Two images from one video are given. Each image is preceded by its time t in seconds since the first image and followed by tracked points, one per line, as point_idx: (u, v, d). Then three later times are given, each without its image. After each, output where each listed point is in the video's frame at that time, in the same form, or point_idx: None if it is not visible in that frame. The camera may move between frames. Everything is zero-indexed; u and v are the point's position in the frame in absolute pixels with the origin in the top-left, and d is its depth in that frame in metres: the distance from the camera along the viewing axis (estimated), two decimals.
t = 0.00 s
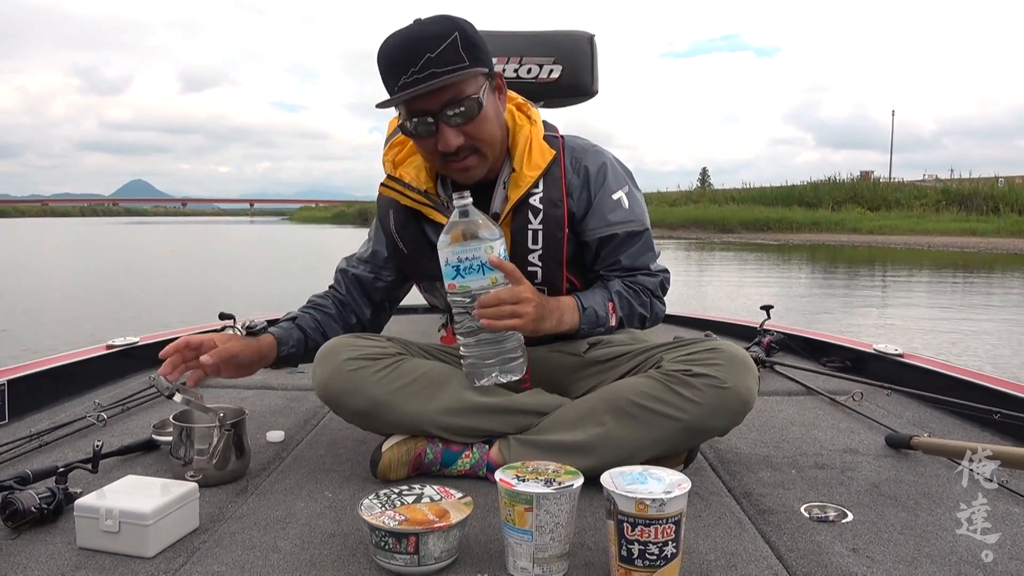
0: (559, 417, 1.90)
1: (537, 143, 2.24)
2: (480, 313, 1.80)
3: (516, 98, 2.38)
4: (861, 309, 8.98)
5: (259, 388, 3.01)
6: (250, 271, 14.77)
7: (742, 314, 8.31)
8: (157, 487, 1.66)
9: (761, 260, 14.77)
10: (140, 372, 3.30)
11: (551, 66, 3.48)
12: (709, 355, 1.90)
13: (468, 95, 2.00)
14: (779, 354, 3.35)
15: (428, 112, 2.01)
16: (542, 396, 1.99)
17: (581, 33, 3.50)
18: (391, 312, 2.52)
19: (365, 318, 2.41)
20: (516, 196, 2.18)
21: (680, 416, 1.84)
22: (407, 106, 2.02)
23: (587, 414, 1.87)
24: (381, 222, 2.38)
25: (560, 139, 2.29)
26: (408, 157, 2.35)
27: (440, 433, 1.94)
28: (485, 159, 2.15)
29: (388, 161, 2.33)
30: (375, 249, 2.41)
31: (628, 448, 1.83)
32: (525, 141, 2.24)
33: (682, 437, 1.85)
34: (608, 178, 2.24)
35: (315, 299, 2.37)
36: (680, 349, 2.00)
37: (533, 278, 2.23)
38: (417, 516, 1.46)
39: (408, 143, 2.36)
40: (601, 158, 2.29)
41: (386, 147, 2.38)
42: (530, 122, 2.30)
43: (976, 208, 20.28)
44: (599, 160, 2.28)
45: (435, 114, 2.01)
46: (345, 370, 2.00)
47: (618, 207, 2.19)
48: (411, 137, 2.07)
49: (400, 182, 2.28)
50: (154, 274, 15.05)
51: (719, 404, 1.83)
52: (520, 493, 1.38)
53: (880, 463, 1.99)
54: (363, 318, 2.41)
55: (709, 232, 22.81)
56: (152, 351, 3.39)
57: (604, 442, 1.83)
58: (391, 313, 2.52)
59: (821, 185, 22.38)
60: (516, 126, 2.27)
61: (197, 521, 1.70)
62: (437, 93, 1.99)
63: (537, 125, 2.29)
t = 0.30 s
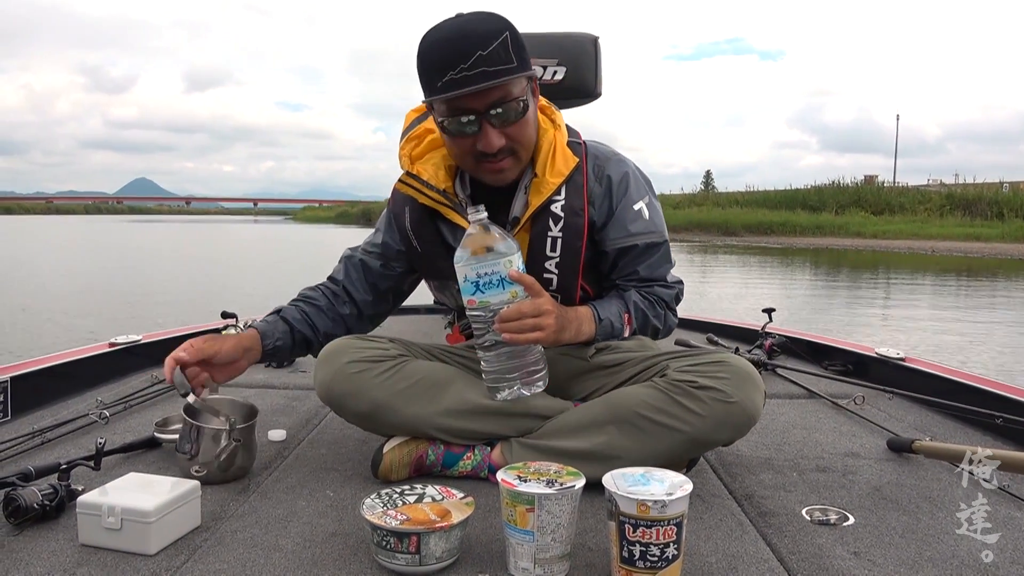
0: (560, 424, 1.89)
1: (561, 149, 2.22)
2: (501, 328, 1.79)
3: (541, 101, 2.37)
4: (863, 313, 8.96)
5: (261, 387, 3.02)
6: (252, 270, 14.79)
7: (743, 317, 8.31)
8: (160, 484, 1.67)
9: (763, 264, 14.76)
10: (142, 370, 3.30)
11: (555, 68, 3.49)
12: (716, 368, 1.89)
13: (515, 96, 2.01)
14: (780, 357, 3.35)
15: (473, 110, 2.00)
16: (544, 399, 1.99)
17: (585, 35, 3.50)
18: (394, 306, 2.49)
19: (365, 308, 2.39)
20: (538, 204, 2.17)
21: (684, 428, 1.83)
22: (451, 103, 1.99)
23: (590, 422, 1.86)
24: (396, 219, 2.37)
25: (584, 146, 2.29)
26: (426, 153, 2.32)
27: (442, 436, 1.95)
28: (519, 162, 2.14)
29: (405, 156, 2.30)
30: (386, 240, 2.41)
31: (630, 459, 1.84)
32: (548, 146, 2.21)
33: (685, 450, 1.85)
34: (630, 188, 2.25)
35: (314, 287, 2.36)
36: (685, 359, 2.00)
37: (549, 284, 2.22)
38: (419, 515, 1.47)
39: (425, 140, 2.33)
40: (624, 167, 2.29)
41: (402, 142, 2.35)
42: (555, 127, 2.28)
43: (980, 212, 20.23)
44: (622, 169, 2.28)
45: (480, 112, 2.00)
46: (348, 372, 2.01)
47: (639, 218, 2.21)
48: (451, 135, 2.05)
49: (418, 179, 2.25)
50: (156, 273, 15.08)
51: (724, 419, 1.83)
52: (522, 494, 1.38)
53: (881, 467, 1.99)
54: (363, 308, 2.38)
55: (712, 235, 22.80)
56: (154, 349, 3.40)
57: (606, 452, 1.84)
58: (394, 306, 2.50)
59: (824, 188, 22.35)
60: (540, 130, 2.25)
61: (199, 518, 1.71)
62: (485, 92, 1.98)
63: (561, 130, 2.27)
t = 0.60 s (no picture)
0: (563, 423, 1.89)
1: (589, 149, 2.25)
2: (521, 328, 1.78)
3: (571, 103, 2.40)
4: (865, 314, 8.94)
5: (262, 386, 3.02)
6: (253, 270, 14.80)
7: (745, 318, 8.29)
8: (162, 483, 1.67)
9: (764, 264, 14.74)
10: (144, 369, 3.31)
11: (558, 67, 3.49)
12: (719, 369, 1.89)
13: (564, 93, 2.01)
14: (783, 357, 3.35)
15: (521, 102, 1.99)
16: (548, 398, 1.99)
17: (588, 35, 3.50)
18: (405, 297, 2.49)
19: (381, 296, 2.38)
20: (564, 200, 2.18)
21: (686, 428, 1.83)
22: (499, 94, 1.98)
23: (593, 421, 1.86)
24: (418, 208, 2.37)
25: (611, 149, 2.31)
26: (452, 144, 2.33)
27: (443, 434, 1.95)
28: (554, 158, 2.15)
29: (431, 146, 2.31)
30: (406, 228, 2.41)
31: (633, 458, 1.84)
32: (577, 146, 2.24)
33: (687, 450, 1.85)
34: (651, 193, 2.26)
35: (331, 271, 2.35)
36: (689, 358, 2.00)
37: (565, 281, 2.21)
38: (421, 515, 1.46)
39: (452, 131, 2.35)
40: (647, 173, 2.31)
41: (430, 133, 2.37)
42: (583, 128, 2.32)
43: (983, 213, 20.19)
44: (645, 175, 2.30)
45: (528, 105, 2.00)
46: (351, 367, 2.00)
47: (658, 223, 2.21)
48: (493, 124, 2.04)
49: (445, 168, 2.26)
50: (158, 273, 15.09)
51: (727, 420, 1.83)
52: (525, 493, 1.38)
53: (884, 467, 1.99)
54: (379, 296, 2.38)
55: (714, 236, 22.77)
56: (155, 349, 3.40)
57: (608, 452, 1.84)
58: (407, 296, 2.49)
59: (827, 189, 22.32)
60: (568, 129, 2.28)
61: (202, 517, 1.71)
62: (535, 86, 1.98)
63: (590, 131, 2.30)
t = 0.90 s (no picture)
0: (566, 422, 1.89)
1: (605, 150, 2.28)
2: (530, 321, 1.79)
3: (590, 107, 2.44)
4: (867, 316, 8.94)
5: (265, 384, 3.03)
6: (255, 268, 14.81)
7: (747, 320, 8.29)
8: (165, 480, 1.67)
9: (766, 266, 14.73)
10: (146, 365, 3.32)
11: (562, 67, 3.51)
12: (721, 368, 1.89)
13: (603, 87, 2.09)
14: (784, 359, 3.35)
15: (563, 88, 2.06)
16: (551, 398, 2.00)
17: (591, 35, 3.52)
18: (406, 284, 2.51)
19: (386, 277, 2.40)
20: (579, 196, 2.20)
21: (688, 426, 1.83)
22: (544, 76, 2.06)
23: (595, 419, 1.87)
24: (434, 197, 2.37)
25: (625, 152, 2.33)
26: (469, 138, 2.35)
27: (446, 431, 1.95)
28: (581, 154, 2.18)
29: (449, 140, 2.34)
30: (418, 214, 2.44)
31: (634, 456, 1.84)
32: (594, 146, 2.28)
33: (689, 448, 1.85)
34: (662, 197, 2.29)
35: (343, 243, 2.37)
36: (691, 357, 2.01)
37: (573, 276, 2.21)
38: (423, 513, 1.47)
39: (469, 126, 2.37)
40: (659, 178, 2.34)
41: (447, 127, 2.39)
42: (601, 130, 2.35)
43: (986, 216, 20.15)
44: (657, 179, 2.33)
45: (569, 92, 2.06)
46: (355, 362, 2.01)
47: (668, 226, 2.24)
48: (532, 107, 2.09)
49: (463, 158, 2.28)
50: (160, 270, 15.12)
51: (729, 418, 1.83)
52: (527, 492, 1.39)
53: (885, 470, 1.99)
54: (384, 276, 2.39)
55: (716, 237, 22.75)
56: (158, 345, 3.41)
57: (610, 450, 1.84)
58: (408, 284, 2.51)
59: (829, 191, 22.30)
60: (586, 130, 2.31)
61: (204, 514, 1.72)
62: (580, 75, 2.06)
63: (607, 134, 2.34)
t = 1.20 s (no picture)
0: (567, 417, 1.90)
1: (617, 149, 2.29)
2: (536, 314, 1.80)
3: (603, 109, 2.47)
4: (868, 316, 8.92)
5: (266, 381, 3.03)
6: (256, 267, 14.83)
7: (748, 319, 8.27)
8: (166, 476, 1.68)
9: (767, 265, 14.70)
10: (147, 363, 3.32)
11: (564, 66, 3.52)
12: (720, 363, 1.90)
13: (617, 87, 2.09)
14: (785, 358, 3.35)
15: (577, 84, 2.06)
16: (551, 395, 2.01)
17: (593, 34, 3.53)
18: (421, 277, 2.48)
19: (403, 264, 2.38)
20: (589, 191, 2.21)
21: (687, 421, 1.83)
22: (560, 72, 2.06)
23: (594, 414, 1.87)
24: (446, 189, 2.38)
25: (636, 153, 2.35)
26: (483, 133, 2.37)
27: (447, 425, 1.96)
28: (592, 151, 2.18)
29: (464, 134, 2.37)
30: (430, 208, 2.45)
31: (633, 451, 1.84)
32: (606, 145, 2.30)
33: (688, 442, 1.85)
34: (671, 199, 2.30)
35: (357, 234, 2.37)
36: (689, 354, 2.02)
37: (581, 270, 2.21)
38: (423, 510, 1.47)
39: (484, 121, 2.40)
40: (669, 181, 2.35)
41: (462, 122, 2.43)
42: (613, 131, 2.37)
43: (989, 215, 20.10)
44: (667, 182, 2.34)
45: (583, 89, 2.07)
46: (357, 356, 2.02)
47: (675, 227, 2.25)
48: (545, 100, 2.09)
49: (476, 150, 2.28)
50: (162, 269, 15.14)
51: (728, 412, 1.83)
52: (527, 489, 1.39)
53: (885, 469, 1.99)
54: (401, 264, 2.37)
55: (718, 236, 22.72)
56: (160, 343, 3.42)
57: (610, 444, 1.84)
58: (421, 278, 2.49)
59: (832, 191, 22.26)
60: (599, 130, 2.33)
61: (205, 511, 1.72)
62: (595, 73, 2.06)
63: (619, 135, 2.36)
